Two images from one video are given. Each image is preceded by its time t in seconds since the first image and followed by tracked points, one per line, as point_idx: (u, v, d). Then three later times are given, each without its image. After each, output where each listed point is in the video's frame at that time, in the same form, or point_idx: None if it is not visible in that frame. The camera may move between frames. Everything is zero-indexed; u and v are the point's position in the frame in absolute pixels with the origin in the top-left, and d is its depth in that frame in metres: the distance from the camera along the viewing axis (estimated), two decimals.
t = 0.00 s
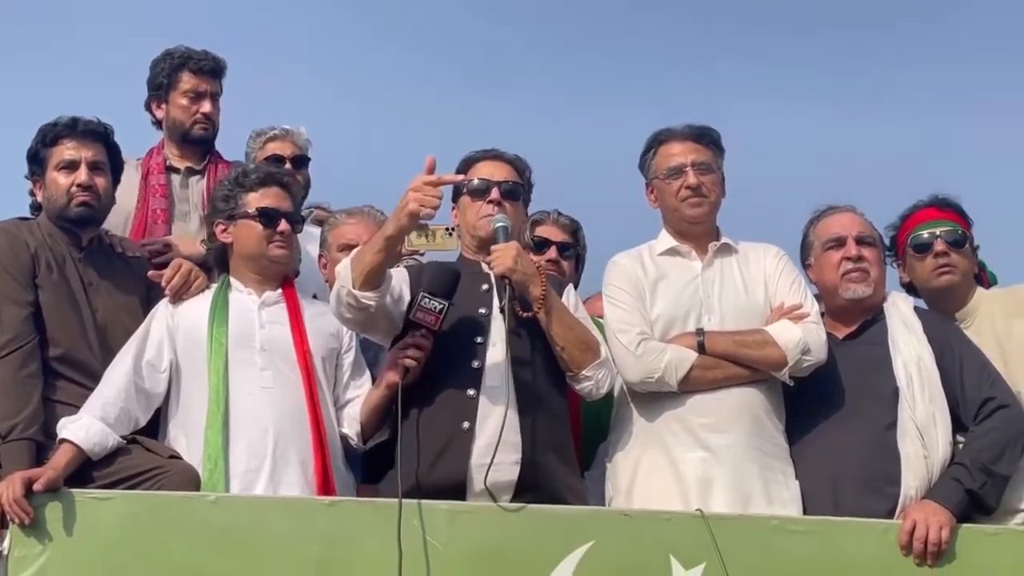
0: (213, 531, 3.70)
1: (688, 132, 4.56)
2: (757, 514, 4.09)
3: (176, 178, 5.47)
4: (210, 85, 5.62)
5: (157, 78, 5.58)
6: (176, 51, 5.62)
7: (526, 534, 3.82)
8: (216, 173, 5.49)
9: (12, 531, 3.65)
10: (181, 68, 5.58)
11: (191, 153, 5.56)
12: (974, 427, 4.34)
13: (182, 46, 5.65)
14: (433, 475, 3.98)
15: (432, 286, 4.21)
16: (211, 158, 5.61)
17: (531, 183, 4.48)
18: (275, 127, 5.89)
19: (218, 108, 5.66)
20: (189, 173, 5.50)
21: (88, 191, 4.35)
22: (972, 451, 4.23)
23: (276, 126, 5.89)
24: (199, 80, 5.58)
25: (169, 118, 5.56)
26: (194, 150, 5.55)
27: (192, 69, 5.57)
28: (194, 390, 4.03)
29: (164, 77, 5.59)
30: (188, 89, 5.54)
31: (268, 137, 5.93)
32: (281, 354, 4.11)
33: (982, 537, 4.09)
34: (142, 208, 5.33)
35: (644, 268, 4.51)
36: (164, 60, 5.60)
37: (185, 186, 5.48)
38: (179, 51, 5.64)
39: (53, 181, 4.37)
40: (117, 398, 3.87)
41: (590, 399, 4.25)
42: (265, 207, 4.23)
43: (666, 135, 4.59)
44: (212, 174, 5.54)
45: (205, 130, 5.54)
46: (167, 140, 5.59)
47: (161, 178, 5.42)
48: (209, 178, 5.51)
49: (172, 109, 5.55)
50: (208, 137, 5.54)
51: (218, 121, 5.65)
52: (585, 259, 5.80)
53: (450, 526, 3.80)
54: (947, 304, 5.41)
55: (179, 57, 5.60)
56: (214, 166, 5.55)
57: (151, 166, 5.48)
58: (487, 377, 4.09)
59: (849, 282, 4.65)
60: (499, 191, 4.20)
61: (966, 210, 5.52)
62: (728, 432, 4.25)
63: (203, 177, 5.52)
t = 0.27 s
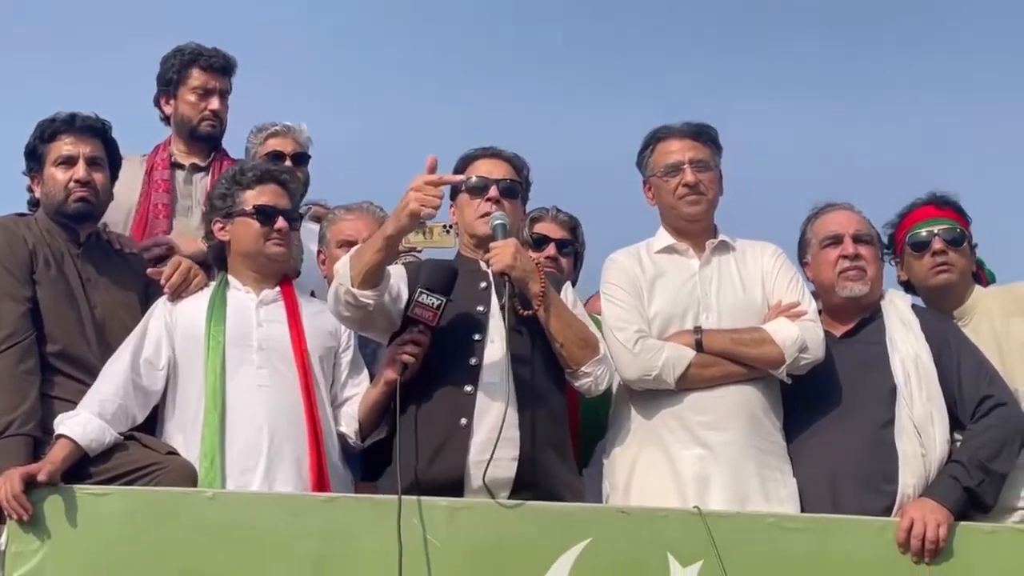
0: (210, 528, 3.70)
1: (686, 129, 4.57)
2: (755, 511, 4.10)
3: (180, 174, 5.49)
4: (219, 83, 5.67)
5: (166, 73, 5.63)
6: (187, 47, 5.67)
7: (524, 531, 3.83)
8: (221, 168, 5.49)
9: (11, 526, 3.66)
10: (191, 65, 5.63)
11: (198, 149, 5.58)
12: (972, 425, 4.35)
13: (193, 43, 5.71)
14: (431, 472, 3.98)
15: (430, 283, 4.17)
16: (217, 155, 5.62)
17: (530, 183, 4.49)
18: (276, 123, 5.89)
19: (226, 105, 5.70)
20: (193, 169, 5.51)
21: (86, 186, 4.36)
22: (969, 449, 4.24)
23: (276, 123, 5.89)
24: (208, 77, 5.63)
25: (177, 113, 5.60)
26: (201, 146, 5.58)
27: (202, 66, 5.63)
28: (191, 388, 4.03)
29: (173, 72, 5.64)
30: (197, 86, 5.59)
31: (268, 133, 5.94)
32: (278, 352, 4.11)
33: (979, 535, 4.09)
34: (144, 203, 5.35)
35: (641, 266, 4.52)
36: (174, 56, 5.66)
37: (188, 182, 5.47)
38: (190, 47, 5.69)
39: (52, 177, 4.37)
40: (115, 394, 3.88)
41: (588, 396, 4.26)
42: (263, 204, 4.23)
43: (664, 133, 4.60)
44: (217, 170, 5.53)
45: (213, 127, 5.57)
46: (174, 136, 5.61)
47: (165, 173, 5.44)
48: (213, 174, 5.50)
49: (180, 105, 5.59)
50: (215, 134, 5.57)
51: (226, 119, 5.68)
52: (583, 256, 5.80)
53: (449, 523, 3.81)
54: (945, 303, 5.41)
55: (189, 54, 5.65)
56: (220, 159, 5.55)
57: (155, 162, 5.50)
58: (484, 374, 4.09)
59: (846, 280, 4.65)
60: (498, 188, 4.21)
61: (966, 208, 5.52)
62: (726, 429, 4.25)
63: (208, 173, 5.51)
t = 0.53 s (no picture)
0: (210, 524, 3.70)
1: (687, 126, 4.57)
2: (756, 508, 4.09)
3: (185, 169, 5.49)
4: (228, 79, 5.67)
5: (175, 67, 5.64)
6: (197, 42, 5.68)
7: (524, 528, 3.82)
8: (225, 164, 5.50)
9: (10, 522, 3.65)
10: (200, 59, 5.63)
11: (204, 144, 5.59)
12: (973, 422, 4.34)
13: (203, 38, 5.71)
14: (431, 469, 3.98)
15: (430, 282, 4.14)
16: (223, 150, 5.62)
17: (531, 179, 4.49)
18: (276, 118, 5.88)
19: (235, 101, 5.70)
20: (197, 164, 5.51)
21: (87, 181, 4.36)
22: (971, 447, 4.23)
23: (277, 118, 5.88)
24: (217, 72, 5.64)
25: (184, 108, 5.60)
26: (207, 141, 5.58)
27: (211, 61, 5.64)
28: (190, 386, 4.03)
29: (182, 66, 5.65)
30: (205, 81, 5.59)
31: (268, 129, 5.93)
32: (278, 352, 4.11)
33: (980, 533, 4.09)
34: (148, 198, 5.36)
35: (642, 263, 4.51)
36: (184, 50, 5.66)
37: (193, 177, 5.48)
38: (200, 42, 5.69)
39: (52, 172, 4.37)
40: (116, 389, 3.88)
41: (589, 391, 4.26)
42: (265, 205, 4.22)
43: (665, 129, 4.59)
44: (222, 166, 5.53)
45: (220, 123, 5.57)
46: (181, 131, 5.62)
47: (169, 168, 5.45)
48: (218, 169, 5.50)
49: (188, 100, 5.59)
50: (222, 129, 5.57)
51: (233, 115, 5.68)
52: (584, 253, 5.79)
53: (449, 520, 3.81)
54: (946, 300, 5.41)
55: (199, 48, 5.65)
56: (225, 156, 5.55)
57: (160, 157, 5.53)
58: (485, 369, 4.09)
59: (846, 277, 4.65)
60: (498, 185, 4.19)
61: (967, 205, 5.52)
62: (726, 426, 4.25)
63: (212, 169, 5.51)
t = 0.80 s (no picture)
0: (212, 519, 3.71)
1: (689, 122, 4.57)
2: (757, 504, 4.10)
3: (189, 163, 5.51)
4: (234, 73, 5.68)
5: (183, 61, 5.65)
6: (204, 36, 5.69)
7: (526, 524, 3.83)
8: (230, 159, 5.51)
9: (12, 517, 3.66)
10: (207, 53, 5.65)
11: (210, 138, 5.60)
12: (974, 418, 4.35)
13: (210, 32, 5.73)
14: (432, 465, 3.99)
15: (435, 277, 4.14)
16: (228, 145, 5.63)
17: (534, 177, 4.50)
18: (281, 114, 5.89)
19: (241, 96, 5.71)
20: (202, 159, 5.52)
21: (91, 176, 4.36)
22: (972, 443, 4.24)
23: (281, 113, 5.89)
24: (224, 66, 5.65)
25: (191, 102, 5.61)
26: (213, 136, 5.59)
27: (218, 56, 5.65)
28: (195, 381, 4.04)
29: (189, 61, 5.66)
30: (212, 75, 5.61)
31: (272, 124, 5.94)
32: (282, 348, 4.12)
33: (982, 529, 4.09)
34: (152, 192, 5.37)
35: (644, 259, 4.52)
36: (191, 45, 5.67)
37: (197, 172, 5.50)
38: (208, 37, 5.71)
39: (56, 167, 4.38)
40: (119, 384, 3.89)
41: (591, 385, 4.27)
42: (258, 199, 4.22)
43: (667, 125, 4.60)
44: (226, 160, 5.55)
45: (226, 117, 5.58)
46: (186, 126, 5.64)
47: (173, 163, 5.46)
48: (223, 164, 5.51)
49: (194, 94, 5.60)
50: (228, 124, 5.58)
51: (239, 110, 5.68)
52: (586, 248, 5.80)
53: (451, 516, 3.81)
54: (948, 296, 5.41)
55: (206, 43, 5.67)
56: (230, 151, 5.56)
57: (166, 151, 5.54)
58: (488, 363, 4.10)
59: (847, 273, 4.65)
60: (502, 181, 4.20)
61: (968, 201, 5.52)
62: (727, 423, 4.25)
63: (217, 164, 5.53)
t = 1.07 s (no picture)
0: (213, 517, 3.71)
1: (689, 121, 4.58)
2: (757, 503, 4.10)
3: (191, 161, 5.51)
4: (236, 71, 5.69)
5: (184, 59, 5.66)
6: (207, 33, 5.70)
7: (526, 523, 3.83)
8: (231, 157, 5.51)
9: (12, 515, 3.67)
10: (208, 51, 5.65)
11: (211, 136, 5.61)
12: (974, 418, 4.35)
13: (212, 30, 5.74)
14: (432, 464, 3.99)
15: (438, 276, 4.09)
16: (230, 143, 5.63)
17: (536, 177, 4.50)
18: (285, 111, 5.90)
19: (243, 93, 5.72)
20: (204, 157, 5.52)
21: (94, 174, 4.37)
22: (972, 442, 4.24)
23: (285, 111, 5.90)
24: (225, 64, 5.66)
25: (193, 100, 5.62)
26: (214, 133, 5.60)
27: (220, 53, 5.66)
28: (197, 379, 4.04)
29: (191, 58, 5.67)
30: (213, 73, 5.62)
31: (277, 121, 5.94)
32: (285, 347, 4.12)
33: (981, 529, 4.10)
34: (153, 190, 5.37)
35: (643, 258, 4.52)
36: (192, 42, 5.68)
37: (199, 170, 5.50)
38: (210, 34, 5.71)
39: (59, 165, 4.39)
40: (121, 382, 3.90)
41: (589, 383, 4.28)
42: (263, 197, 4.23)
43: (667, 125, 4.60)
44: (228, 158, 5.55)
45: (227, 114, 5.58)
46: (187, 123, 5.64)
47: (176, 161, 5.47)
48: (224, 162, 5.51)
49: (196, 91, 5.61)
50: (230, 121, 5.58)
51: (241, 107, 5.69)
52: (588, 247, 5.80)
53: (451, 515, 3.82)
54: (948, 296, 5.42)
55: (208, 40, 5.67)
56: (231, 149, 5.57)
57: (167, 149, 5.54)
58: (488, 360, 4.10)
59: (846, 273, 4.66)
60: (505, 179, 4.21)
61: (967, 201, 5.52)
62: (726, 422, 4.26)
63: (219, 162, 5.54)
